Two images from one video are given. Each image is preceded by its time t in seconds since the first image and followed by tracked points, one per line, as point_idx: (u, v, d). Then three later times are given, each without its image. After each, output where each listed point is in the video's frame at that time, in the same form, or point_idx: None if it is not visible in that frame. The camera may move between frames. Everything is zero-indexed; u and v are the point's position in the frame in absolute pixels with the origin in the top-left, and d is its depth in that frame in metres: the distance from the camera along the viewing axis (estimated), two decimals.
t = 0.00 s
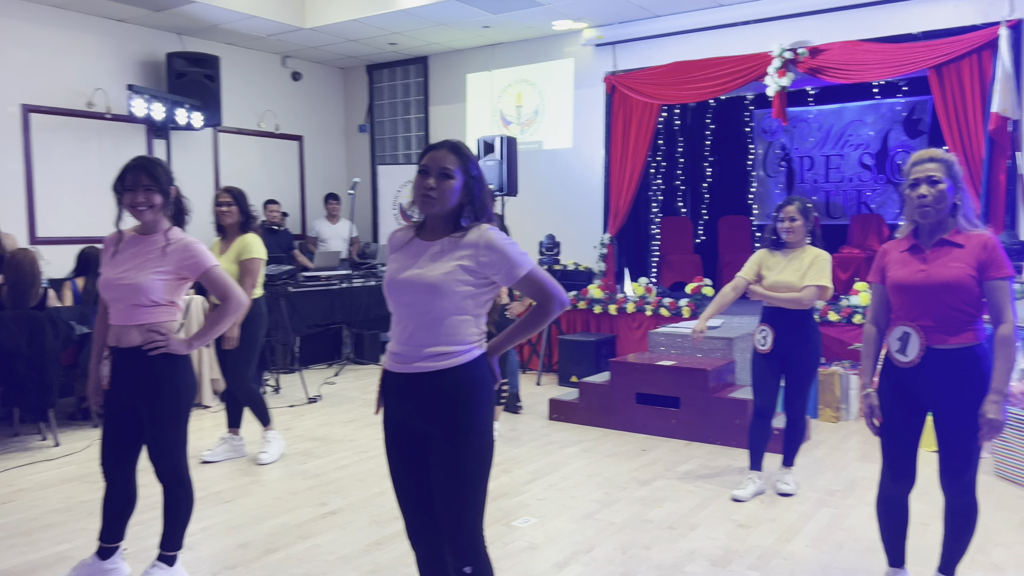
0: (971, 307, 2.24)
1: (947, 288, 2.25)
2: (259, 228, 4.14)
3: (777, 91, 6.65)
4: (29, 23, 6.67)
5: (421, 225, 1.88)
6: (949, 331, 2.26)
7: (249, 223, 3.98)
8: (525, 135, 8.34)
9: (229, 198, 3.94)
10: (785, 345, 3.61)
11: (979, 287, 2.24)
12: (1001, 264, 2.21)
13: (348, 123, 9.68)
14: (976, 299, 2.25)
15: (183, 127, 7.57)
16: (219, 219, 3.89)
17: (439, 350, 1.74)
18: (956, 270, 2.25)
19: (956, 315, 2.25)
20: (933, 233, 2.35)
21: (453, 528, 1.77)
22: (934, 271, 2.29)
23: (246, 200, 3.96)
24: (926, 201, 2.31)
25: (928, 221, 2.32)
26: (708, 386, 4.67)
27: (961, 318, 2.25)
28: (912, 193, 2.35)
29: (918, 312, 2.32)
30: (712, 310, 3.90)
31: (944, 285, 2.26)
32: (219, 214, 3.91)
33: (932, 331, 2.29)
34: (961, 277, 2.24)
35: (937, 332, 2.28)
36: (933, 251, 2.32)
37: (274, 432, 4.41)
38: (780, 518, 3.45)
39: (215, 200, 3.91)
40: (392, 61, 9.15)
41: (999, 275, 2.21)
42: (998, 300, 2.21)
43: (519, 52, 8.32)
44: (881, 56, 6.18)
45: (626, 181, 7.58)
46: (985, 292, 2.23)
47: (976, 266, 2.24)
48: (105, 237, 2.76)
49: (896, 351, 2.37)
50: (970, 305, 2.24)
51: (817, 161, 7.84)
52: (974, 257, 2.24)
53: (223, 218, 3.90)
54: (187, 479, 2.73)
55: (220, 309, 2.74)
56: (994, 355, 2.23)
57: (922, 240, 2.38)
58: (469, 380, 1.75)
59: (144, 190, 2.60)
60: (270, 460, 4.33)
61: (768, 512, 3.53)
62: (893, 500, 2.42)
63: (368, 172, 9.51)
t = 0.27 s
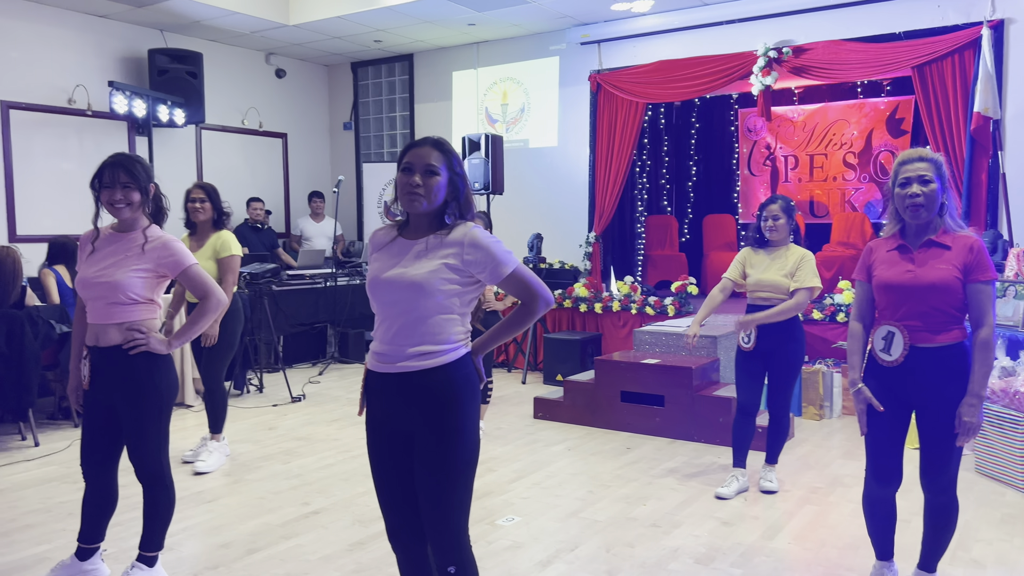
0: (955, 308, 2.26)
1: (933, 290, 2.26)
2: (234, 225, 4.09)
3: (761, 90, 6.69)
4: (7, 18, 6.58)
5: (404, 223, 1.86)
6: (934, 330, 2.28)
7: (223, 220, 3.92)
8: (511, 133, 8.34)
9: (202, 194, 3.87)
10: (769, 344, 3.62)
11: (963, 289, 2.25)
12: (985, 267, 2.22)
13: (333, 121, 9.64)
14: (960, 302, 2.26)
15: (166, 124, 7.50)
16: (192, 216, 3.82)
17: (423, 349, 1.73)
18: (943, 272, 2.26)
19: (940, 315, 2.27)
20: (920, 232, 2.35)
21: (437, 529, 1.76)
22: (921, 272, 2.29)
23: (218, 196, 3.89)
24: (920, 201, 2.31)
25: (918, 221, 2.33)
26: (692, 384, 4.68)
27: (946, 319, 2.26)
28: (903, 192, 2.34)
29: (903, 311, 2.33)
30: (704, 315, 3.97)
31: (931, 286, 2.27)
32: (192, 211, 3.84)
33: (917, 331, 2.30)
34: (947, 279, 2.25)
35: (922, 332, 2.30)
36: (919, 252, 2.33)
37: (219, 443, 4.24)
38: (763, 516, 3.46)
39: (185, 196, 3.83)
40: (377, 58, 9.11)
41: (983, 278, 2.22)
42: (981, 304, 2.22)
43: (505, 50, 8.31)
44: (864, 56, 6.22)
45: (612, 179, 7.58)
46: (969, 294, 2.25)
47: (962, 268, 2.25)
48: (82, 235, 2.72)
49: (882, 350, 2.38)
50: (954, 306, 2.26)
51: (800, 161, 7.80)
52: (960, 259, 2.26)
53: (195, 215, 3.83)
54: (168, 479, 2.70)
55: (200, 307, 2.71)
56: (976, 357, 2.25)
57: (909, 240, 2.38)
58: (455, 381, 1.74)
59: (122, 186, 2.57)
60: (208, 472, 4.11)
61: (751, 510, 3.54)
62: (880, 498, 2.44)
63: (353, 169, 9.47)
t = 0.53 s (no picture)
0: (942, 302, 2.28)
1: (921, 284, 2.27)
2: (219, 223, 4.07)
3: (752, 88, 6.70)
4: None
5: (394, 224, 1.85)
6: (921, 324, 2.29)
7: (207, 218, 3.91)
8: (503, 131, 8.33)
9: (185, 191, 3.84)
10: (759, 342, 3.63)
11: (949, 284, 2.28)
12: (970, 262, 2.26)
13: (324, 119, 9.60)
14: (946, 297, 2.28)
15: (156, 122, 7.46)
16: (176, 215, 3.82)
17: (417, 349, 1.72)
18: (930, 267, 2.28)
19: (928, 308, 2.28)
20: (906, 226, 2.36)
21: (430, 528, 1.75)
22: (910, 267, 2.31)
23: (203, 194, 3.87)
24: (909, 195, 2.32)
25: (905, 215, 2.34)
26: (684, 382, 4.68)
27: (935, 314, 2.28)
28: (891, 187, 2.35)
29: (891, 307, 2.33)
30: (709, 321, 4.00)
31: (919, 281, 2.28)
32: (176, 209, 3.83)
33: (904, 325, 2.31)
34: (934, 273, 2.27)
35: (910, 326, 2.31)
36: (906, 248, 2.34)
37: (200, 445, 4.18)
38: (755, 514, 3.47)
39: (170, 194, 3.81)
40: (368, 56, 9.09)
41: (966, 274, 2.26)
42: (967, 299, 2.26)
43: (497, 49, 8.30)
44: (855, 54, 6.24)
45: (603, 177, 7.59)
46: (955, 289, 2.28)
47: (950, 263, 2.27)
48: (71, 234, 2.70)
49: (868, 345, 2.39)
50: (942, 301, 2.28)
51: (792, 159, 7.84)
52: (946, 254, 2.28)
53: (180, 214, 3.82)
54: (158, 479, 2.68)
55: (191, 306, 2.69)
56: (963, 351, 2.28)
57: (895, 236, 2.40)
58: (449, 379, 1.73)
59: (111, 184, 2.55)
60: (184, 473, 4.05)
61: (743, 508, 3.55)
62: (872, 491, 2.46)
63: (344, 168, 9.44)
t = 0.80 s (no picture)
0: (927, 301, 2.29)
1: (906, 284, 2.29)
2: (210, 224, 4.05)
3: (745, 87, 6.72)
4: None
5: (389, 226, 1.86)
6: (906, 324, 2.30)
7: (197, 218, 3.89)
8: (496, 130, 8.33)
9: (173, 190, 3.82)
10: (751, 340, 3.64)
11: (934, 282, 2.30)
12: (954, 261, 2.26)
13: (318, 117, 9.59)
14: (932, 295, 2.30)
15: (149, 121, 7.44)
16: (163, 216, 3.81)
17: (411, 351, 1.73)
18: (915, 267, 2.30)
19: (913, 308, 2.30)
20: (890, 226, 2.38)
21: (425, 528, 1.76)
22: (895, 268, 2.32)
23: (192, 193, 3.86)
24: (896, 195, 2.33)
25: (891, 214, 2.36)
26: (677, 380, 4.70)
27: (920, 313, 2.29)
28: (877, 187, 2.38)
29: (878, 306, 2.35)
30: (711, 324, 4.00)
31: (905, 281, 2.30)
32: (165, 210, 3.82)
33: (889, 325, 2.33)
34: (918, 273, 2.29)
35: (894, 325, 2.32)
36: (891, 248, 2.36)
37: (195, 445, 4.19)
38: (748, 511, 3.48)
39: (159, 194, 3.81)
40: (362, 54, 9.07)
41: (950, 272, 2.27)
42: (953, 298, 2.27)
43: (491, 47, 8.30)
44: (847, 53, 6.26)
45: (597, 176, 7.60)
46: (941, 288, 2.29)
47: (933, 262, 2.29)
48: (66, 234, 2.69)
49: (854, 344, 2.41)
50: (928, 300, 2.29)
51: (785, 157, 7.85)
52: (930, 253, 2.30)
53: (168, 214, 3.81)
54: (153, 479, 2.69)
55: (185, 307, 2.69)
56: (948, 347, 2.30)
57: (881, 235, 2.42)
58: (445, 379, 1.74)
59: (105, 185, 2.54)
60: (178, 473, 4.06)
61: (736, 505, 3.56)
62: (862, 487, 2.48)
63: (338, 166, 9.43)
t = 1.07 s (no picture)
0: (915, 297, 2.33)
1: (894, 280, 2.33)
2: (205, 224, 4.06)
3: (739, 86, 6.75)
4: None
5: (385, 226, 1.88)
6: (893, 321, 2.33)
7: (191, 217, 3.90)
8: (492, 129, 8.34)
9: (167, 190, 3.84)
10: (745, 339, 3.67)
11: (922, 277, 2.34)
12: (943, 254, 2.31)
13: (313, 116, 9.59)
14: (920, 291, 2.34)
15: (144, 120, 7.43)
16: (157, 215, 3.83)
17: (406, 350, 1.75)
18: (903, 263, 2.34)
19: (901, 304, 2.33)
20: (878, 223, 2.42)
21: (420, 526, 1.77)
22: (882, 265, 2.36)
23: (187, 193, 3.87)
24: (874, 195, 2.37)
25: (874, 213, 2.40)
26: (672, 377, 4.72)
27: (910, 309, 2.32)
28: (857, 188, 2.41)
29: (868, 303, 2.38)
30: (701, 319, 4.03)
31: (893, 277, 2.34)
32: (159, 209, 3.84)
33: (878, 321, 2.36)
34: (904, 269, 2.33)
35: (883, 322, 2.35)
36: (879, 245, 2.40)
37: (191, 442, 4.20)
38: (741, 507, 3.51)
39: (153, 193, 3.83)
40: (357, 53, 9.08)
41: (940, 266, 2.31)
42: (950, 290, 2.32)
43: (486, 46, 8.31)
44: (841, 52, 6.29)
45: (592, 175, 7.62)
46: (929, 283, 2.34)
47: (919, 258, 2.33)
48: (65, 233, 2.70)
49: (846, 341, 2.44)
50: (917, 296, 2.33)
51: (779, 156, 7.88)
52: (917, 249, 2.34)
53: (162, 214, 3.83)
54: (150, 478, 2.70)
55: (181, 305, 2.70)
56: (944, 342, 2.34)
57: (869, 232, 2.45)
58: (439, 378, 1.75)
59: (102, 185, 2.55)
60: (177, 471, 4.08)
61: (730, 502, 3.59)
62: (855, 483, 2.50)
63: (333, 165, 9.43)
